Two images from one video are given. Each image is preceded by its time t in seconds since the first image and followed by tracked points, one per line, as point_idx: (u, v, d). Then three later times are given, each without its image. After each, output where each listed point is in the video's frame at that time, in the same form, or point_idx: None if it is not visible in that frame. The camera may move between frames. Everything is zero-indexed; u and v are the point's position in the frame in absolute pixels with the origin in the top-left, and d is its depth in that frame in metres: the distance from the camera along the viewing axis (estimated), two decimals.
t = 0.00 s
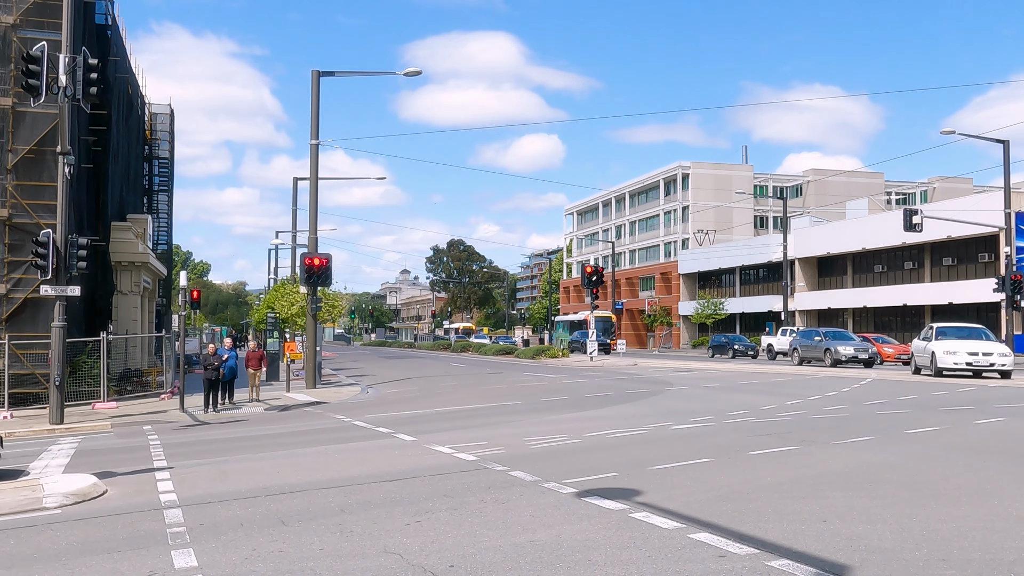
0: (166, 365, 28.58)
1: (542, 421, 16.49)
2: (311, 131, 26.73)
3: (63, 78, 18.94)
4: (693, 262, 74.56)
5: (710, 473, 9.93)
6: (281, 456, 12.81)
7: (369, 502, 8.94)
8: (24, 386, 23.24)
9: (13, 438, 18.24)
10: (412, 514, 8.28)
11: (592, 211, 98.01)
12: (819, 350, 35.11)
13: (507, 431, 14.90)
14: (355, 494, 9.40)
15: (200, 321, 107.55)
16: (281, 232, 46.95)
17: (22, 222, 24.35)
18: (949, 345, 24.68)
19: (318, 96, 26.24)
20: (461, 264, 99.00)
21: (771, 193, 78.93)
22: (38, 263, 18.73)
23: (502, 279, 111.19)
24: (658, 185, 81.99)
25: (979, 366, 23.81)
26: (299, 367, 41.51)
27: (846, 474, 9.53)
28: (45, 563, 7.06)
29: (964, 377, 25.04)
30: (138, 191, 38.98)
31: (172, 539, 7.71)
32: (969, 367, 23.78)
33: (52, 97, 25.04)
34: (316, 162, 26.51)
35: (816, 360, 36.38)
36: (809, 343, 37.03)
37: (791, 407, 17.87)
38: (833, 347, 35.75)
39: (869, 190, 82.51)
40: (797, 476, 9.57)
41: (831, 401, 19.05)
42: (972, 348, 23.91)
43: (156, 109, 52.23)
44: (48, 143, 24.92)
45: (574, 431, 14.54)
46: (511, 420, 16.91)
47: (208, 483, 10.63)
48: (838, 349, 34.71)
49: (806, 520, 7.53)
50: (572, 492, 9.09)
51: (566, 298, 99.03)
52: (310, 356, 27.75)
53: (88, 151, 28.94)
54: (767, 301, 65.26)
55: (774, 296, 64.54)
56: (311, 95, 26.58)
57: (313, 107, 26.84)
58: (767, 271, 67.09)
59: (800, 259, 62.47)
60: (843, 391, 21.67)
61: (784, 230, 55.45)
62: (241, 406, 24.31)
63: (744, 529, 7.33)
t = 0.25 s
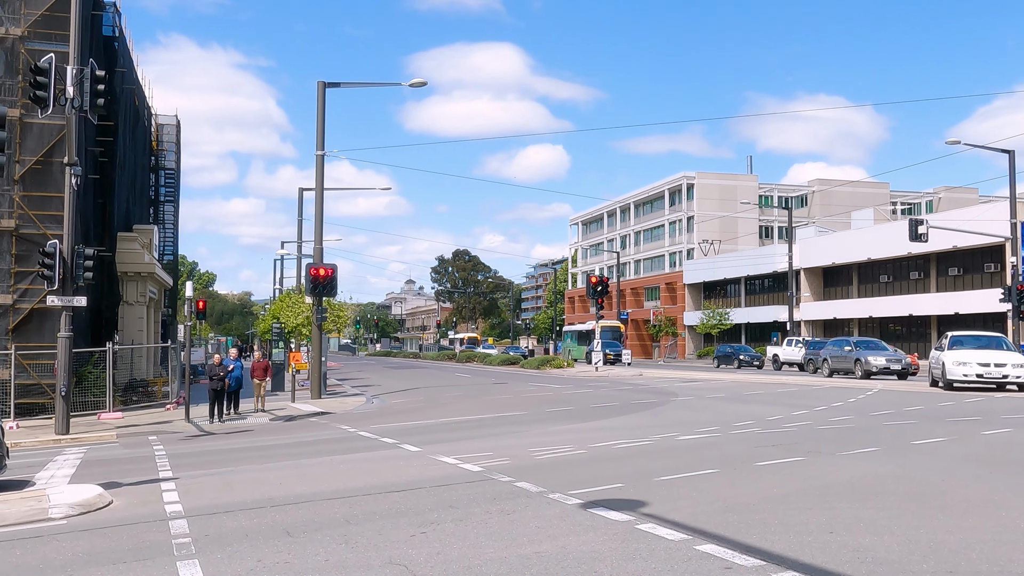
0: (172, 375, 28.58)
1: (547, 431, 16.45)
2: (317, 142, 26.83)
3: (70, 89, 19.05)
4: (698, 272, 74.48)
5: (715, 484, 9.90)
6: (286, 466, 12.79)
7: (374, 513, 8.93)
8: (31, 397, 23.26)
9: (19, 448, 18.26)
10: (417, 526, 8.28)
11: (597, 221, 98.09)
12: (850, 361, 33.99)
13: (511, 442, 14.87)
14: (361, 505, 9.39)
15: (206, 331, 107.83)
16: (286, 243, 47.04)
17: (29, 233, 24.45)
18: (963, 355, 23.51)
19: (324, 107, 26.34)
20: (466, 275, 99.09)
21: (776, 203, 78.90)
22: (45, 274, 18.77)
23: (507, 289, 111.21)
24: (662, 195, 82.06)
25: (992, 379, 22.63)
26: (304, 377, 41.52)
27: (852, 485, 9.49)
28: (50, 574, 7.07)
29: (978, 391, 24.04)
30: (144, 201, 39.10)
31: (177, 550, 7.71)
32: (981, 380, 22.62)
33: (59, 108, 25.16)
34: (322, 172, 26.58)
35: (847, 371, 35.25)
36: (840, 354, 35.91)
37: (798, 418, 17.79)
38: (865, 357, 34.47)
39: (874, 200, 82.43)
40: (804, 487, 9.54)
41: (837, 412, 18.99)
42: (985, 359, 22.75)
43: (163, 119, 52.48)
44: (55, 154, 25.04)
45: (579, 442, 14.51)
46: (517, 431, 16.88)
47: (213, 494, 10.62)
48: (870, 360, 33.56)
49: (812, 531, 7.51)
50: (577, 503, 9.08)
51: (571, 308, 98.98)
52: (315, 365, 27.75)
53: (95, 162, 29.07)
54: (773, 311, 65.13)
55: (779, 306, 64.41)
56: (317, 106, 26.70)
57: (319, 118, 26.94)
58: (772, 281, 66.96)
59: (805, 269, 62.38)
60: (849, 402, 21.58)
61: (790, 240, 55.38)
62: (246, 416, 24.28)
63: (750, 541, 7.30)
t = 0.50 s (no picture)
0: (178, 385, 28.61)
1: (552, 441, 16.41)
2: (323, 152, 26.93)
3: (77, 100, 19.18)
4: (704, 281, 74.40)
5: (721, 494, 9.87)
6: (292, 476, 12.79)
7: (379, 523, 8.93)
8: (37, 407, 23.32)
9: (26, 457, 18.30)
10: (422, 535, 8.26)
11: (602, 230, 98.10)
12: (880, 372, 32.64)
13: (516, 451, 14.84)
14: (366, 515, 9.39)
15: (212, 341, 108.16)
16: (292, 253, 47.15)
17: (35, 243, 24.57)
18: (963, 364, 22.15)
19: (329, 117, 26.44)
20: (471, 284, 99.18)
21: (782, 212, 78.87)
22: (51, 283, 18.86)
23: (513, 298, 111.21)
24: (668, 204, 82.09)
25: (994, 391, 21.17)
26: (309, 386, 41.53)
27: (858, 496, 9.44)
28: None
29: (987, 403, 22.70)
30: (150, 211, 39.25)
31: (182, 560, 7.72)
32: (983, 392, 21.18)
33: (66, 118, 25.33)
34: (327, 182, 26.66)
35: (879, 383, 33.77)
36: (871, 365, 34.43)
37: (804, 428, 17.73)
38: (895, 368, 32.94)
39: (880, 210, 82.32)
40: (810, 497, 9.51)
41: (844, 421, 18.92)
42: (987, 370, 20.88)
43: (170, 130, 52.73)
44: (62, 164, 25.18)
45: (585, 451, 14.48)
46: (522, 440, 16.86)
47: (219, 503, 10.62)
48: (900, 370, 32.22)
49: (819, 542, 7.48)
50: (583, 513, 9.06)
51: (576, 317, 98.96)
52: (321, 375, 27.77)
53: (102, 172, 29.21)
54: (778, 320, 65.01)
55: (785, 316, 64.29)
56: (323, 116, 26.80)
57: (325, 128, 27.04)
58: (778, 290, 66.83)
59: (811, 279, 62.27)
60: (856, 411, 21.50)
61: (795, 249, 55.34)
62: (252, 426, 24.30)
63: (756, 551, 7.28)
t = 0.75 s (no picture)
0: (183, 393, 28.62)
1: (557, 449, 16.37)
2: (328, 160, 27.00)
3: (84, 108, 19.27)
4: (709, 289, 74.31)
5: (727, 502, 9.84)
6: (297, 484, 12.79)
7: (384, 531, 8.92)
8: (43, 415, 23.35)
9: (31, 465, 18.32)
10: (427, 544, 8.25)
11: (607, 238, 98.11)
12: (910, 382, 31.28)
13: (522, 460, 14.81)
14: (370, 523, 9.39)
15: (217, 348, 108.29)
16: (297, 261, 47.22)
17: (42, 251, 24.67)
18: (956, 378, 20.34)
19: (335, 125, 26.52)
20: (476, 291, 99.22)
21: (787, 220, 78.81)
22: (57, 291, 18.91)
23: (517, 306, 111.17)
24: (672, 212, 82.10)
25: (987, 407, 19.25)
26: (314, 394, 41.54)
27: (867, 504, 9.40)
28: None
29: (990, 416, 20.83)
30: (156, 219, 39.36)
31: (187, 568, 7.72)
32: (976, 409, 19.32)
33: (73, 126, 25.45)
34: (332, 190, 26.72)
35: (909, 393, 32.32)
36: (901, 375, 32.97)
37: (810, 436, 17.67)
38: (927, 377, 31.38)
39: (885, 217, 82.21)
40: (816, 505, 9.47)
41: (850, 430, 18.85)
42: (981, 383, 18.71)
43: (176, 138, 52.93)
44: (69, 172, 25.28)
45: (590, 460, 14.44)
46: (527, 448, 16.83)
47: (224, 511, 10.62)
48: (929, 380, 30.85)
49: (825, 551, 7.45)
50: (588, 521, 9.05)
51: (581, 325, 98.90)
52: (326, 383, 27.77)
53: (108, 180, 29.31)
54: (784, 327, 64.88)
55: (791, 323, 64.16)
56: (328, 124, 26.88)
57: (330, 136, 27.11)
58: (783, 297, 66.71)
59: (816, 286, 62.16)
60: (862, 420, 21.41)
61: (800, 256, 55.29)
62: (256, 434, 24.30)
63: (762, 559, 7.26)
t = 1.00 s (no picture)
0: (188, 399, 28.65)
1: (561, 456, 16.32)
2: (333, 166, 27.04)
3: (90, 115, 19.34)
4: (714, 295, 74.22)
5: (733, 509, 9.81)
6: (302, 491, 12.79)
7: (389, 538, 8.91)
8: (49, 421, 23.42)
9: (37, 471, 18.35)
10: (432, 550, 8.25)
11: (612, 244, 98.10)
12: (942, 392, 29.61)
13: (527, 466, 14.78)
14: (375, 530, 9.39)
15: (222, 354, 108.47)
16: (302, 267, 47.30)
17: (48, 257, 24.76)
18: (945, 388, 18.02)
19: (340, 132, 26.57)
20: (481, 298, 99.26)
21: (792, 226, 78.71)
22: (63, 298, 18.97)
23: (522, 313, 111.16)
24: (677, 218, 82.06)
25: (975, 421, 16.89)
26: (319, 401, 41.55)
27: (874, 511, 9.37)
28: None
29: (984, 431, 18.56)
30: (161, 225, 39.47)
31: (192, 574, 7.72)
32: (963, 423, 16.97)
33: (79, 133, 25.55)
34: (337, 196, 26.76)
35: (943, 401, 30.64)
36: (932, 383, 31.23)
37: (816, 443, 17.63)
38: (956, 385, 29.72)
39: (891, 223, 82.06)
40: (822, 512, 9.45)
41: (856, 436, 18.78)
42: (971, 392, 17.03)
43: (181, 144, 53.13)
44: (75, 179, 25.37)
45: (595, 466, 14.42)
46: (532, 455, 16.81)
47: (229, 517, 10.64)
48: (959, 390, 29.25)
49: (831, 558, 7.43)
50: (593, 528, 9.03)
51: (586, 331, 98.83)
52: (331, 389, 27.79)
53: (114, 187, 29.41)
54: (789, 334, 64.75)
55: (796, 329, 64.03)
56: (333, 130, 26.93)
57: (335, 142, 27.16)
58: (788, 304, 66.60)
59: (822, 292, 62.05)
60: (867, 427, 21.33)
61: (805, 262, 55.21)
62: (261, 440, 24.32)
63: (768, 566, 7.24)
